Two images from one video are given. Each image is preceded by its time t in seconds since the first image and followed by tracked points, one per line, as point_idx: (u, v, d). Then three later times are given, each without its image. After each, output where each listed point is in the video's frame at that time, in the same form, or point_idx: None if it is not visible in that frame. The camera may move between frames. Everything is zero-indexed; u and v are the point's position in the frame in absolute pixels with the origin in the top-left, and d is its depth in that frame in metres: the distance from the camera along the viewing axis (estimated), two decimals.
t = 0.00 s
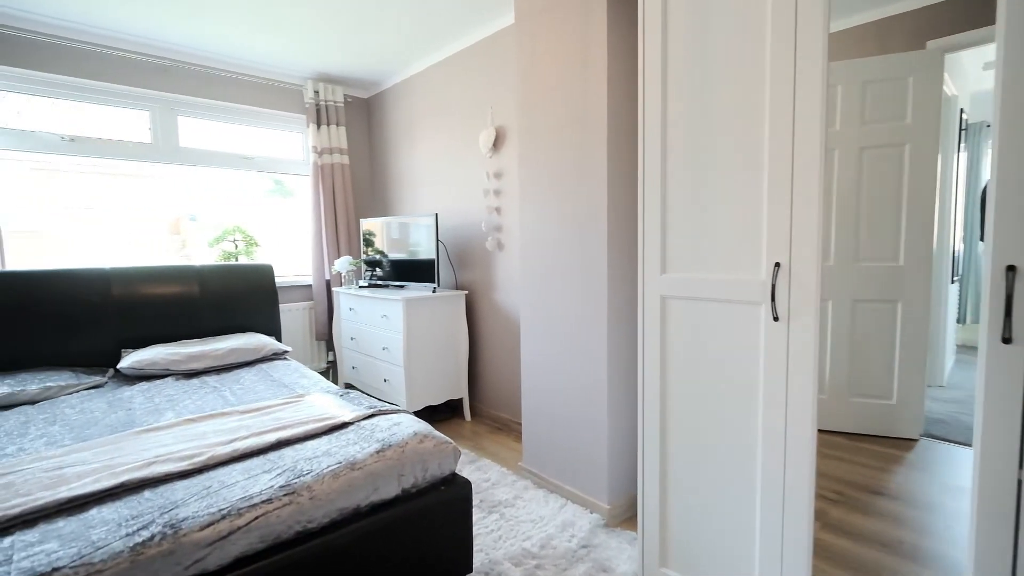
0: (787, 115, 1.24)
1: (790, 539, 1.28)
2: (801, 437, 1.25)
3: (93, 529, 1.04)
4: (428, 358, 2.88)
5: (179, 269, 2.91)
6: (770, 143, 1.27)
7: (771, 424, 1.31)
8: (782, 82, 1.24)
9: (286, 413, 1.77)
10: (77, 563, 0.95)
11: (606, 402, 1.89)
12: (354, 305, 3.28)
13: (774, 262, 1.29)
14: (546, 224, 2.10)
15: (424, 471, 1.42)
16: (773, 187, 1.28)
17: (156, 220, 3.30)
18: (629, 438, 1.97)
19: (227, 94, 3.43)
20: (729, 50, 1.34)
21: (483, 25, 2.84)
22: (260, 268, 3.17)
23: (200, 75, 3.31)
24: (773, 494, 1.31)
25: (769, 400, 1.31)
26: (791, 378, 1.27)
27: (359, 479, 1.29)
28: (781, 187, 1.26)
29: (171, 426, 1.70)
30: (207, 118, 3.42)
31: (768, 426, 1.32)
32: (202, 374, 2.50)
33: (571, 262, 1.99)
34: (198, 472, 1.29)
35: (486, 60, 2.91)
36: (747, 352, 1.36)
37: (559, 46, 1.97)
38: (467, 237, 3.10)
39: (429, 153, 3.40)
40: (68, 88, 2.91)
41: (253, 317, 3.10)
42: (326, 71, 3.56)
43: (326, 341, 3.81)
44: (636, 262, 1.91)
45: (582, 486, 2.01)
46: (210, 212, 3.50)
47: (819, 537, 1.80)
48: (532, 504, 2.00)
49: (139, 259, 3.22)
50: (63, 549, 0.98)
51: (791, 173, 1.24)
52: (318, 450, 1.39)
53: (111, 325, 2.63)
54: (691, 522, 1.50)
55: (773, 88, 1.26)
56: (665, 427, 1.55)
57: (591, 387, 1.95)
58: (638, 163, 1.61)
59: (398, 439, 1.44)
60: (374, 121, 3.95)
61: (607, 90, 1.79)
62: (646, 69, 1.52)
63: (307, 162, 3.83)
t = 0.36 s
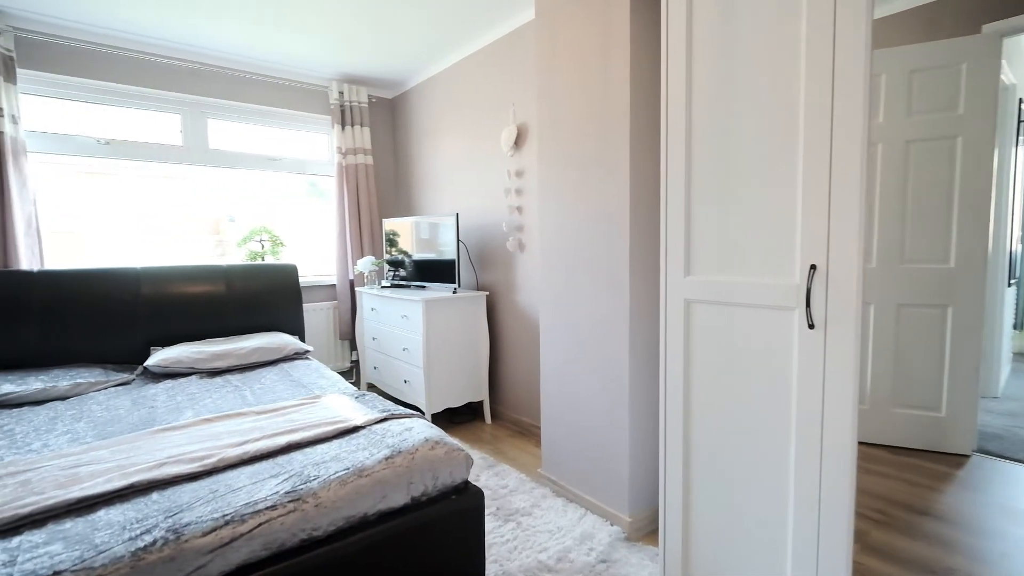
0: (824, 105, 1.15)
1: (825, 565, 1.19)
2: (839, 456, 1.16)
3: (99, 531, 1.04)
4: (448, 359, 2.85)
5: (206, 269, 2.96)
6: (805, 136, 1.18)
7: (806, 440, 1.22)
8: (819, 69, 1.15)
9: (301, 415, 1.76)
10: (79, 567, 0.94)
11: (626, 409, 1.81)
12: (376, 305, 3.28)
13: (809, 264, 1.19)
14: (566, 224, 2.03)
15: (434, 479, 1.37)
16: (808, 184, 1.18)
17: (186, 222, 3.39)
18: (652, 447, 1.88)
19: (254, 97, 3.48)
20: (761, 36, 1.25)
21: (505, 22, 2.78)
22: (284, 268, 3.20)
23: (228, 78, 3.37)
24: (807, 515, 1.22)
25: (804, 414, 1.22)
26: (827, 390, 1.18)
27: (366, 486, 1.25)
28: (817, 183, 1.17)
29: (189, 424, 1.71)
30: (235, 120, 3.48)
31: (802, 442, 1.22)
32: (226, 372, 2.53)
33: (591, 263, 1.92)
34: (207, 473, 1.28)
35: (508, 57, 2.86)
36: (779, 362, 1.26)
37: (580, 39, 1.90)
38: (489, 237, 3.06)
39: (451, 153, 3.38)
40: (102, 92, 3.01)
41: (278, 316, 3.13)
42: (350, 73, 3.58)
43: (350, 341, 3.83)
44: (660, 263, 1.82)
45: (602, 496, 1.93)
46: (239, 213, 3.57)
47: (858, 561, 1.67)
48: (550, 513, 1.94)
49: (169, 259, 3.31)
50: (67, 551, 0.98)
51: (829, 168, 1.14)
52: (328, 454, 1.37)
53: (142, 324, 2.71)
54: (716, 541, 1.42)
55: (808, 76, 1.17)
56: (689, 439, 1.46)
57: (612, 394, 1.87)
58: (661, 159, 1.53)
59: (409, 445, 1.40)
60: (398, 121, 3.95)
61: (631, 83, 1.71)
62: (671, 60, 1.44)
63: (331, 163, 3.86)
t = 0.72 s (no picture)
0: (862, 92, 1.05)
1: None
2: (877, 474, 1.07)
3: (107, 530, 1.04)
4: (468, 360, 2.82)
5: (232, 268, 3.01)
6: (841, 127, 1.09)
7: (840, 455, 1.13)
8: (856, 55, 1.06)
9: (316, 415, 1.75)
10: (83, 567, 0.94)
11: (647, 416, 1.74)
12: (397, 305, 3.28)
13: (844, 266, 1.10)
14: (586, 223, 1.97)
15: (444, 485, 1.33)
16: (843, 178, 1.09)
17: (215, 221, 3.47)
18: (674, 456, 1.80)
19: (281, 98, 3.53)
20: (792, 19, 1.16)
21: (526, 17, 2.73)
22: (307, 267, 3.24)
23: (255, 80, 3.43)
24: (842, 535, 1.14)
25: (838, 427, 1.13)
26: (865, 402, 1.09)
27: (373, 491, 1.22)
28: (853, 177, 1.08)
29: (207, 422, 1.72)
30: (262, 122, 3.54)
31: (836, 457, 1.14)
32: (249, 370, 2.56)
33: (611, 263, 1.85)
34: (218, 473, 1.28)
35: (529, 53, 2.80)
36: (811, 371, 1.18)
37: (601, 31, 1.83)
38: (510, 236, 3.01)
39: (472, 151, 3.35)
40: (135, 96, 3.10)
41: (301, 314, 3.16)
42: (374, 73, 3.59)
43: (373, 340, 3.85)
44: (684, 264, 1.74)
45: (621, 504, 1.86)
46: (266, 213, 3.63)
47: None
48: (567, 521, 1.88)
49: (199, 258, 3.39)
50: (73, 550, 0.98)
51: (868, 162, 1.05)
52: (337, 457, 1.35)
53: (171, 321, 2.78)
54: (742, 558, 1.34)
55: (843, 62, 1.08)
56: (712, 449, 1.39)
57: (632, 399, 1.80)
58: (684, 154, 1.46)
59: (419, 449, 1.37)
60: (421, 120, 3.95)
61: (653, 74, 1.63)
62: (694, 49, 1.36)
63: (355, 163, 3.89)
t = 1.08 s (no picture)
0: (908, 76, 0.96)
1: None
2: (923, 497, 0.98)
3: (115, 528, 1.04)
4: (489, 361, 2.78)
5: (259, 267, 3.06)
6: (883, 115, 1.00)
7: (880, 474, 1.04)
8: (901, 35, 0.96)
9: (331, 414, 1.74)
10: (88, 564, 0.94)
11: (670, 424, 1.65)
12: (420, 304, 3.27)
13: (886, 267, 1.01)
14: (608, 221, 1.90)
15: (453, 492, 1.29)
16: (886, 171, 1.00)
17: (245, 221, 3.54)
18: (699, 467, 1.71)
19: (309, 99, 3.58)
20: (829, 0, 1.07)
21: (550, 11, 2.67)
22: (332, 266, 3.27)
23: (283, 82, 3.48)
24: (881, 561, 1.04)
25: (877, 442, 1.04)
26: (908, 416, 0.99)
27: (381, 495, 1.20)
28: (897, 170, 0.98)
29: (226, 420, 1.74)
30: (291, 123, 3.60)
31: (876, 476, 1.04)
32: (273, 368, 2.60)
33: (634, 263, 1.78)
34: (229, 473, 1.28)
35: (553, 47, 2.73)
36: (848, 381, 1.09)
37: (624, 21, 1.75)
38: (533, 235, 2.96)
39: (496, 149, 3.31)
40: (171, 100, 3.20)
41: (325, 313, 3.19)
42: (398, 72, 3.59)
43: (397, 338, 3.86)
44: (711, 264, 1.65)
45: (643, 514, 1.79)
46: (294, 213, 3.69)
47: None
48: (586, 531, 1.81)
49: (230, 257, 3.47)
50: (81, 547, 0.98)
51: (913, 153, 0.96)
52: (347, 459, 1.32)
53: (201, 318, 2.85)
54: None
55: (887, 44, 0.99)
56: (739, 463, 1.30)
57: (654, 406, 1.72)
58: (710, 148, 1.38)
59: (429, 453, 1.33)
60: (446, 119, 3.94)
61: (678, 65, 1.55)
62: (721, 36, 1.28)
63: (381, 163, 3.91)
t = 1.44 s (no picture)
0: (968, 59, 0.86)
1: None
2: (982, 529, 0.87)
3: (133, 524, 1.06)
4: (515, 363, 2.74)
5: (292, 266, 3.12)
6: (939, 103, 0.90)
7: (931, 500, 0.94)
8: (960, 14, 0.86)
9: (352, 415, 1.74)
10: (102, 561, 0.95)
11: (698, 435, 1.57)
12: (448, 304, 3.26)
13: (940, 269, 0.91)
14: (635, 221, 1.82)
15: (467, 500, 1.26)
16: (941, 165, 0.90)
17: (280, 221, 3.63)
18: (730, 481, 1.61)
19: (341, 102, 3.63)
20: None
21: (578, 6, 2.60)
22: (362, 266, 3.30)
23: (317, 85, 3.54)
24: None
25: (929, 464, 0.94)
26: (965, 438, 0.89)
27: (392, 501, 1.17)
28: (954, 162, 0.88)
29: (251, 417, 1.76)
30: (324, 125, 3.66)
31: (927, 502, 0.94)
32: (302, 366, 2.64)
33: (662, 265, 1.70)
34: (247, 472, 1.28)
35: (582, 42, 2.66)
36: (896, 397, 0.99)
37: (652, 11, 1.67)
38: (560, 235, 2.90)
39: (524, 148, 3.26)
40: (210, 104, 3.30)
41: (355, 312, 3.22)
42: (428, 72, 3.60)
43: (425, 338, 3.88)
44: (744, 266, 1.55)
45: (670, 528, 1.70)
46: (327, 213, 3.76)
47: None
48: (610, 543, 1.74)
49: (265, 256, 3.56)
50: (98, 542, 1.00)
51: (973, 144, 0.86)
52: (361, 462, 1.31)
53: (236, 316, 2.93)
54: None
55: (942, 25, 0.89)
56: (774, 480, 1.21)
57: (682, 415, 1.63)
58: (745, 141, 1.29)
59: (443, 459, 1.30)
60: (476, 118, 3.92)
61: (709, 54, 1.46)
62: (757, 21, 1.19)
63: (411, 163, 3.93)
